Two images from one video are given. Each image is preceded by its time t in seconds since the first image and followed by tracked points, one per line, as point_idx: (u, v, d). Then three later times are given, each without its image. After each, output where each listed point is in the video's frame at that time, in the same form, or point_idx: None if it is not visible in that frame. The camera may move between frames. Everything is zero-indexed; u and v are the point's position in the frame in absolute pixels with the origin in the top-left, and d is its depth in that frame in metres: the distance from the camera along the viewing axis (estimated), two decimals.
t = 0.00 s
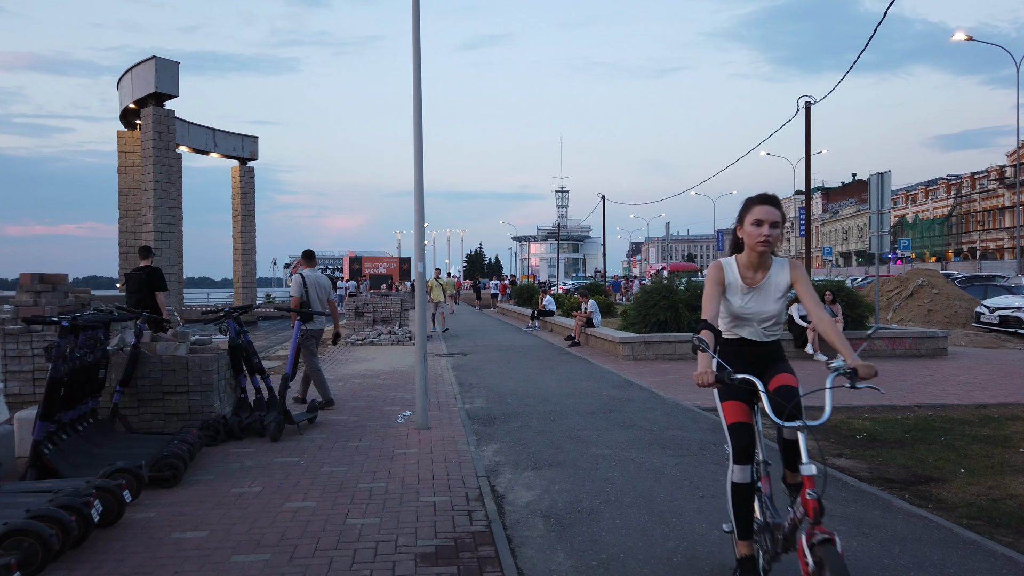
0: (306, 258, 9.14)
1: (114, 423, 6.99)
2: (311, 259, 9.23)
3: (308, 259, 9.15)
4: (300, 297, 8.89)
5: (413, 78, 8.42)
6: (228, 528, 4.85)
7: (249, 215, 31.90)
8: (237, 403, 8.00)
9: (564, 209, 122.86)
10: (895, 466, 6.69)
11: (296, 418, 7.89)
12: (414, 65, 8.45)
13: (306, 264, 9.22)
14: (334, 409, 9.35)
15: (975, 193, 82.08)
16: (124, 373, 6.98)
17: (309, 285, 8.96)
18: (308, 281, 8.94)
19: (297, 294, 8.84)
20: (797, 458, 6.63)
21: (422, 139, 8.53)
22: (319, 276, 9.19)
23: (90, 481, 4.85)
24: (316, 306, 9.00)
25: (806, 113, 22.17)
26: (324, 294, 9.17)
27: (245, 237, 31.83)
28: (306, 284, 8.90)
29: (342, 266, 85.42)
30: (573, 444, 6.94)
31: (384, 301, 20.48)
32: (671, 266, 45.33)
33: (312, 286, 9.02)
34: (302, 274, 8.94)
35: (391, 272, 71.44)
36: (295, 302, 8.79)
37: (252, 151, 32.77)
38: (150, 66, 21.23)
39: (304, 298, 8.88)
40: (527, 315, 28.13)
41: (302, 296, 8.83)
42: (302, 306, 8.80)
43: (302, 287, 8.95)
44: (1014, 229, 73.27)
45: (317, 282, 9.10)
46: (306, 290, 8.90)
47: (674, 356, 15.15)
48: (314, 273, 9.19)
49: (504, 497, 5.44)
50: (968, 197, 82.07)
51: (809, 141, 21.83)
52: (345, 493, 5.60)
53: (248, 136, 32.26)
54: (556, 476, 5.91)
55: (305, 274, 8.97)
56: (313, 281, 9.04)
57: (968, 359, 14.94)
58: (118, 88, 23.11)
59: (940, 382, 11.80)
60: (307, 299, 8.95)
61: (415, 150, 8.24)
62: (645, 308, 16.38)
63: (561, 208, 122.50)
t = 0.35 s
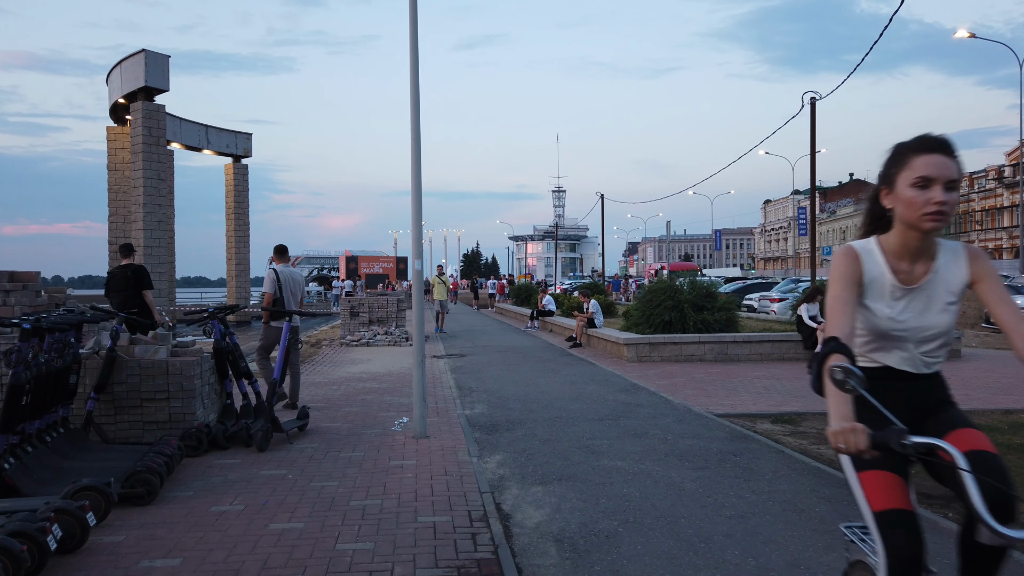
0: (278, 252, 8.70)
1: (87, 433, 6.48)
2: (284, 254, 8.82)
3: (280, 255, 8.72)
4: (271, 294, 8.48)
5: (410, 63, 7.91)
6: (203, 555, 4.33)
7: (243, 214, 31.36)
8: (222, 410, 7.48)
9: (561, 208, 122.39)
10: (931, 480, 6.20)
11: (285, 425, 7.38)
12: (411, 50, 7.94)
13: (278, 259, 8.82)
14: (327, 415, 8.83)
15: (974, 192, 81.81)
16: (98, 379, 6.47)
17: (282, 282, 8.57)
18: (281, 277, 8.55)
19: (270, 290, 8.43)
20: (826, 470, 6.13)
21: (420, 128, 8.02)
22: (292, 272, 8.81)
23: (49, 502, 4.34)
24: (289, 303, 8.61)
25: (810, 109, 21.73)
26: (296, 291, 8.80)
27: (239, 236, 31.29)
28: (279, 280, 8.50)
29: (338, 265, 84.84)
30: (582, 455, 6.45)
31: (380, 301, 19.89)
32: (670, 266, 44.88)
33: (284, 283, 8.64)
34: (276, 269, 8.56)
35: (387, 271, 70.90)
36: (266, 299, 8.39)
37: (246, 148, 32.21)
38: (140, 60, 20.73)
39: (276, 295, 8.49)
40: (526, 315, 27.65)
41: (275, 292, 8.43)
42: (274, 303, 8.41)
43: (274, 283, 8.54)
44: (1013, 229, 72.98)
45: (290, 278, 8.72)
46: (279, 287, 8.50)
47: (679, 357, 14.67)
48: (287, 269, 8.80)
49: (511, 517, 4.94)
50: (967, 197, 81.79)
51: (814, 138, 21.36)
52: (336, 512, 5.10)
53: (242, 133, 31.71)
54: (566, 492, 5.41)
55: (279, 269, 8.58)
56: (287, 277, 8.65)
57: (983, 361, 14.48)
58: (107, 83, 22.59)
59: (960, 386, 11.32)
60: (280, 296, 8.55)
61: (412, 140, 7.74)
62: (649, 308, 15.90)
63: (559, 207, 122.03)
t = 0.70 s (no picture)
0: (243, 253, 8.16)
1: (68, 444, 5.97)
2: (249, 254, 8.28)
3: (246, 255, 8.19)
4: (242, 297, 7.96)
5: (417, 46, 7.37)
6: None
7: (242, 211, 30.84)
8: (215, 418, 6.97)
9: (563, 207, 121.86)
10: (988, 498, 5.66)
11: (283, 435, 6.87)
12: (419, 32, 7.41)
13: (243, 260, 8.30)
14: (327, 421, 8.30)
15: (978, 192, 81.23)
16: (80, 385, 5.96)
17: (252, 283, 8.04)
18: (250, 279, 8.02)
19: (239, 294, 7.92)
20: (873, 489, 5.60)
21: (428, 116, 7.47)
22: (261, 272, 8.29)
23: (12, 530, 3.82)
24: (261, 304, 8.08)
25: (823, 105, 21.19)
26: (266, 293, 8.27)
27: (239, 234, 30.78)
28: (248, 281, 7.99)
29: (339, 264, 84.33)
30: (606, 470, 5.93)
31: (382, 300, 19.32)
32: (675, 265, 44.34)
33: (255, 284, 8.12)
34: (243, 271, 8.03)
35: (388, 271, 70.35)
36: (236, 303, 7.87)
37: (246, 144, 31.69)
38: (136, 53, 20.23)
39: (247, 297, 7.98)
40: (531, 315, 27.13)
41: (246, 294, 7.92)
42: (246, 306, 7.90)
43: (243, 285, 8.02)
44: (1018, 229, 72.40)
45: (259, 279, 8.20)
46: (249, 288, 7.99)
47: (693, 360, 14.15)
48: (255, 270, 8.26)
49: (534, 544, 4.43)
50: (971, 197, 81.21)
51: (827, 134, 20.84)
52: (337, 536, 4.58)
53: (241, 129, 31.19)
54: (593, 514, 4.90)
55: (247, 271, 8.06)
56: (256, 278, 8.12)
57: (1009, 364, 13.94)
58: (103, 77, 22.09)
59: (992, 391, 10.78)
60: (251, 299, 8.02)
61: (420, 128, 7.20)
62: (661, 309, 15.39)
63: (560, 206, 121.51)
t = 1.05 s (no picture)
0: (198, 248, 7.58)
1: (31, 459, 5.43)
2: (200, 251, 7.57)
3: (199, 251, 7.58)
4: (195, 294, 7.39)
5: (416, 27, 6.81)
6: None
7: (239, 210, 30.30)
8: (197, 428, 6.41)
9: (563, 207, 121.33)
10: None
11: (269, 447, 6.33)
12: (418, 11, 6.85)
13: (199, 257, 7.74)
14: (319, 429, 7.74)
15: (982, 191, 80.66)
16: (45, 394, 5.41)
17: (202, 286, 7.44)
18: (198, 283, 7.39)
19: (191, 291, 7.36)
20: (920, 511, 5.04)
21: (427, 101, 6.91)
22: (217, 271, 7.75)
23: None
24: (216, 302, 7.51)
25: (834, 101, 20.63)
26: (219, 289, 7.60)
27: (235, 233, 30.23)
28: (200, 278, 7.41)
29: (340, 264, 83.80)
30: (623, 488, 5.39)
31: (381, 300, 18.75)
32: (679, 265, 43.78)
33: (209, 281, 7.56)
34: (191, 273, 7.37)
35: (388, 271, 69.79)
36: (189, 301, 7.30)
37: (243, 142, 31.13)
38: (128, 46, 19.72)
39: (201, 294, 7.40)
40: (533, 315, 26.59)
41: (197, 292, 7.33)
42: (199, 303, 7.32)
43: (196, 282, 7.45)
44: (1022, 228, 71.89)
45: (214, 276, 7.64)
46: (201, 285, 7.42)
47: (704, 362, 13.60)
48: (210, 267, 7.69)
49: None
50: (975, 196, 80.64)
51: (839, 130, 20.29)
52: (323, 568, 4.03)
53: (238, 126, 30.63)
54: (611, 541, 4.37)
55: (197, 270, 7.43)
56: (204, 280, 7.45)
57: None
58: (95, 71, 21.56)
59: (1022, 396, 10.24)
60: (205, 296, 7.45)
61: (419, 114, 6.64)
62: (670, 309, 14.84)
63: (561, 206, 120.98)
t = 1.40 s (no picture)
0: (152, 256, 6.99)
1: None
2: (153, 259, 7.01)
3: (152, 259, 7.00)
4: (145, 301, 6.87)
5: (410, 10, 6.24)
6: None
7: (235, 210, 29.76)
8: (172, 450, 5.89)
9: (563, 206, 120.80)
10: None
11: (250, 472, 5.80)
12: None
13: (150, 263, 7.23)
14: (307, 447, 7.20)
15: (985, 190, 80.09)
16: None
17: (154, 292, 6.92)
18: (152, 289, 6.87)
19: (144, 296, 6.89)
20: (973, 547, 4.52)
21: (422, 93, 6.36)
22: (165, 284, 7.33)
23: None
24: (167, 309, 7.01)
25: (844, 97, 20.09)
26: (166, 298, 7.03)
27: (231, 235, 29.69)
28: (151, 284, 6.81)
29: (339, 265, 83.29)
30: (639, 520, 4.87)
31: (379, 304, 18.22)
32: (682, 264, 43.28)
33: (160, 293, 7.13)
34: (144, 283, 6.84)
35: (388, 272, 69.24)
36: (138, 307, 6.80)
37: (239, 141, 30.59)
38: (118, 42, 19.22)
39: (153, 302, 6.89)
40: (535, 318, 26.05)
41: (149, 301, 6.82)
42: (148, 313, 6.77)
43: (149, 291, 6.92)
44: None
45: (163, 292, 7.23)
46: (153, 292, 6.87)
47: (713, 369, 13.06)
48: (162, 273, 7.09)
49: None
50: (978, 195, 80.08)
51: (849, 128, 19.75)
52: None
53: (234, 125, 30.08)
54: None
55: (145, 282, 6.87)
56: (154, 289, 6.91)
57: None
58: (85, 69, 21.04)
59: None
60: (154, 304, 6.92)
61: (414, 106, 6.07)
62: (677, 313, 14.30)
63: (562, 206, 120.42)
